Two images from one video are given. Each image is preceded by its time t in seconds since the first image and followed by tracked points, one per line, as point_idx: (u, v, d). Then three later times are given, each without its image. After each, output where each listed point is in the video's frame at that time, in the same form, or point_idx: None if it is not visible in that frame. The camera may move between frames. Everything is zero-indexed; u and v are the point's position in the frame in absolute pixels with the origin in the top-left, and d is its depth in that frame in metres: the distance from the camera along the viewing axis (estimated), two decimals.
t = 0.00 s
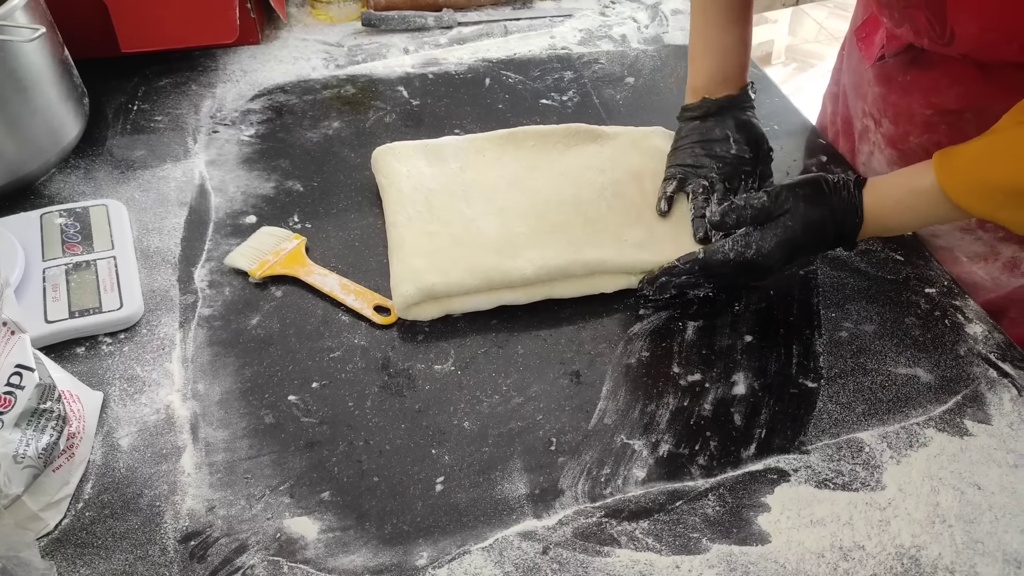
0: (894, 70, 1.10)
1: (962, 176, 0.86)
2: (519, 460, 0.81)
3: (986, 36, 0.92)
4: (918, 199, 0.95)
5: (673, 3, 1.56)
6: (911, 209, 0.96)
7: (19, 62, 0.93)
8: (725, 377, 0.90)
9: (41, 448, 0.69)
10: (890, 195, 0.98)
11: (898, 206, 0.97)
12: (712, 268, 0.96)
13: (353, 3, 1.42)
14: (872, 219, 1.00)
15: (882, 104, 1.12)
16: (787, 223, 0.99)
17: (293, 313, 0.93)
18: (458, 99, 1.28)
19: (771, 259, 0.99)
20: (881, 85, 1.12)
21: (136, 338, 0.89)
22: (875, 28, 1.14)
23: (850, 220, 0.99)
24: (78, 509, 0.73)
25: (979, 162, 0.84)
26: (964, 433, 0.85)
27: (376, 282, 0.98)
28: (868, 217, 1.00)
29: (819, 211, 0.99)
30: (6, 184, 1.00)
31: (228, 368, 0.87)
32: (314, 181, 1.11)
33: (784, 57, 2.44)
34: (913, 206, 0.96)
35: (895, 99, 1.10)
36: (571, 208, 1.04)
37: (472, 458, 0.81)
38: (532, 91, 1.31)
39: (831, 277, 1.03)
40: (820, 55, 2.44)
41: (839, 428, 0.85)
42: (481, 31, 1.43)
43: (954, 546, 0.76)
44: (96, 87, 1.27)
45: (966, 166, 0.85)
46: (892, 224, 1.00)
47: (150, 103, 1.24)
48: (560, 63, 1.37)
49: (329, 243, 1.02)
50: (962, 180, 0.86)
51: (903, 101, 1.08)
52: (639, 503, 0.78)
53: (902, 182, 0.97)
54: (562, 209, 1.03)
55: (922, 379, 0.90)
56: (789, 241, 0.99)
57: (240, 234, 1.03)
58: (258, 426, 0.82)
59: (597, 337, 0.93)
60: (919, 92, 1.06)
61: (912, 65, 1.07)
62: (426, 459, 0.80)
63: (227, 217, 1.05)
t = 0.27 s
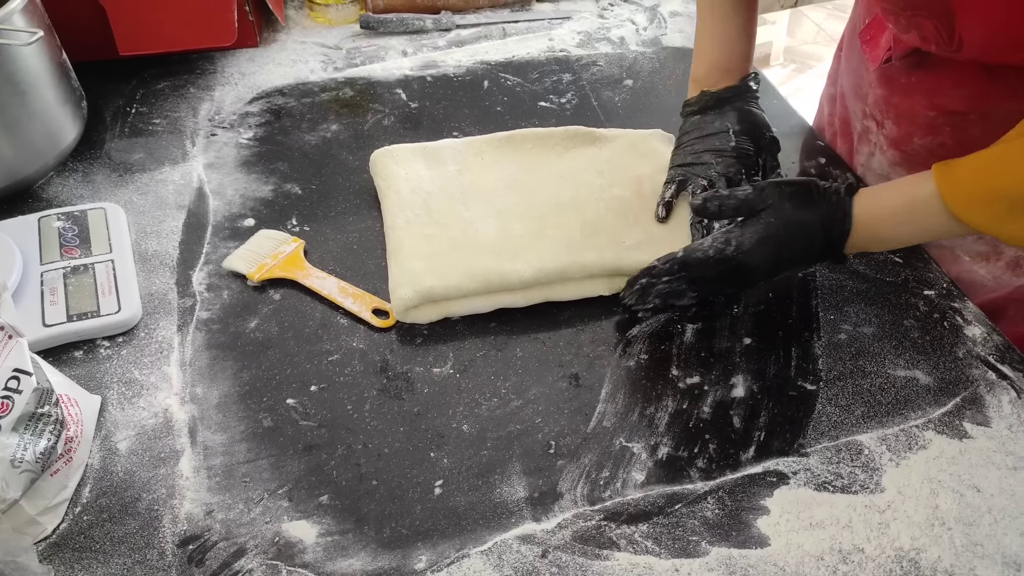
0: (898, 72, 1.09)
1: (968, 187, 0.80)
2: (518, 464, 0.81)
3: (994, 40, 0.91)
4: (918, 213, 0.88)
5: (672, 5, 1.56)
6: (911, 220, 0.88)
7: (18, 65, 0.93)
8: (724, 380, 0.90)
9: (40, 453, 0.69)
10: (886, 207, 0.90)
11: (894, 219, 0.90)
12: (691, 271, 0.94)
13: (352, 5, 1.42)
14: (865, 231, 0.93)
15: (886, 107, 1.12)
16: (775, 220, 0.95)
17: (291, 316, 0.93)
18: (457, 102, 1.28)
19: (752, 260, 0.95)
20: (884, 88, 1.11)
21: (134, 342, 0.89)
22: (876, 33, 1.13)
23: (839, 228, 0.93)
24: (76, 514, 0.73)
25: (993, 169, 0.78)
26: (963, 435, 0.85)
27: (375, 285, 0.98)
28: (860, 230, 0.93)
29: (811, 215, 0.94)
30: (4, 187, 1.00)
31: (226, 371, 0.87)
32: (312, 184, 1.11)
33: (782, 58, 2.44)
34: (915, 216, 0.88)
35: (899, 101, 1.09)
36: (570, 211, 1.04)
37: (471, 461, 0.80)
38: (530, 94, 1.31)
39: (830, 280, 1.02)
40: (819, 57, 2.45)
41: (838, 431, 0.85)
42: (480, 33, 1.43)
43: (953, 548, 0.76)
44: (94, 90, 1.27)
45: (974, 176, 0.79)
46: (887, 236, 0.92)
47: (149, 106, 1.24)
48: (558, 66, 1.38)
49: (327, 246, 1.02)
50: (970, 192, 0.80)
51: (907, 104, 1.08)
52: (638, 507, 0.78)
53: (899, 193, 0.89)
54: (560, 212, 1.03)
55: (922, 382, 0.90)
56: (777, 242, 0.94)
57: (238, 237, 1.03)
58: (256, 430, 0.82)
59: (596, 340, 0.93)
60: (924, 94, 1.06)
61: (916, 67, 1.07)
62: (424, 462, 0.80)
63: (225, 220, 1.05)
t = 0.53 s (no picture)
0: (890, 65, 1.10)
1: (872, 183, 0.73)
2: (520, 460, 0.81)
3: (968, 32, 0.89)
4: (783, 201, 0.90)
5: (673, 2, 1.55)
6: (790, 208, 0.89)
7: (17, 61, 0.92)
8: (726, 376, 0.90)
9: (41, 449, 0.69)
10: (774, 199, 0.91)
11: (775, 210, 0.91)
12: (608, 265, 0.93)
13: (352, 2, 1.42)
14: (762, 224, 0.93)
15: (882, 100, 1.12)
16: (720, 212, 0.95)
17: (293, 312, 0.93)
18: (458, 99, 1.28)
19: (663, 252, 0.94)
20: (880, 81, 1.12)
21: (135, 338, 0.89)
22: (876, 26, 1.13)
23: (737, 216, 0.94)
24: (78, 510, 0.73)
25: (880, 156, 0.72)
26: (966, 432, 0.85)
27: (376, 282, 0.98)
28: (758, 223, 0.94)
29: (709, 210, 0.95)
30: (5, 184, 1.00)
31: (228, 368, 0.87)
32: (313, 180, 1.11)
33: (783, 56, 2.44)
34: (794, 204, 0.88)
35: (893, 94, 1.10)
36: (572, 207, 1.04)
37: (473, 457, 0.80)
38: (531, 90, 1.31)
39: (832, 276, 1.02)
40: (820, 54, 2.44)
41: (840, 427, 0.85)
42: (481, 30, 1.43)
43: (956, 545, 0.76)
44: (94, 87, 1.26)
45: (874, 160, 0.72)
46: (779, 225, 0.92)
47: (149, 103, 1.24)
48: (559, 63, 1.37)
49: (329, 242, 1.02)
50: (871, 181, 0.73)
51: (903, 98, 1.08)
52: (640, 503, 0.78)
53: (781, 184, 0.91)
54: (561, 208, 1.03)
55: (924, 378, 0.90)
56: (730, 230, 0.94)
57: (240, 234, 1.02)
58: (258, 426, 0.82)
59: (598, 337, 0.93)
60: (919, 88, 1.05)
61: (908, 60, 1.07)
62: (426, 458, 0.80)
63: (226, 217, 1.05)
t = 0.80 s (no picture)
0: (881, 61, 1.06)
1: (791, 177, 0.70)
2: (521, 456, 0.80)
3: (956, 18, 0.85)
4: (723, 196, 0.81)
5: None
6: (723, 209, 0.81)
7: (18, 51, 0.92)
8: (729, 373, 0.89)
9: (42, 441, 0.68)
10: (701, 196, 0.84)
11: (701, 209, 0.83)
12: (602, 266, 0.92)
13: None
14: (685, 225, 0.85)
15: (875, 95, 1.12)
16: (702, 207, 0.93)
17: (294, 306, 0.93)
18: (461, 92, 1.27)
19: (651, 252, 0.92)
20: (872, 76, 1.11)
21: (136, 331, 0.88)
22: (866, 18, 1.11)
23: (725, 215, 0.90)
24: (79, 503, 0.73)
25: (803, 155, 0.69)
26: (969, 430, 0.85)
27: (378, 276, 0.98)
28: (682, 226, 0.85)
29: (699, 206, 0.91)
30: (6, 175, 1.00)
31: (229, 361, 0.87)
32: (315, 173, 1.11)
33: (786, 52, 2.43)
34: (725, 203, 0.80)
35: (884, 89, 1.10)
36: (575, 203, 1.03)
37: (474, 453, 0.80)
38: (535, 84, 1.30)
39: (835, 273, 1.02)
40: (824, 50, 2.43)
41: (843, 424, 0.85)
42: (484, 23, 1.42)
43: (958, 543, 0.76)
44: (95, 78, 1.26)
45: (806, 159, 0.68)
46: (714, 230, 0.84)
47: (151, 94, 1.23)
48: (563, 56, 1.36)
49: (331, 236, 1.02)
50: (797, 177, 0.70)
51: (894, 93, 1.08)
52: (642, 499, 0.77)
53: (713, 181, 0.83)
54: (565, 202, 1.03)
55: (927, 376, 0.90)
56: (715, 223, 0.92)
57: (241, 227, 1.02)
58: (259, 420, 0.81)
59: (600, 332, 0.93)
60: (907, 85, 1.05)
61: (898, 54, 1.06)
62: (427, 453, 0.80)
63: (228, 210, 1.04)
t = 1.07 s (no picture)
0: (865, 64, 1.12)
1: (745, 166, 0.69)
2: (523, 458, 0.80)
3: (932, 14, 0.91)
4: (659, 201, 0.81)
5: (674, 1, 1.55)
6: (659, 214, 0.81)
7: (18, 62, 0.92)
8: (729, 374, 0.89)
9: (43, 449, 0.69)
10: (635, 203, 0.84)
11: (636, 215, 0.84)
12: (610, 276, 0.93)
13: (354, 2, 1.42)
14: (621, 233, 0.86)
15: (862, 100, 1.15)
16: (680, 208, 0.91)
17: (295, 311, 0.93)
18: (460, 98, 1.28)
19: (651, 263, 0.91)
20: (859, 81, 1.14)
21: (137, 338, 0.88)
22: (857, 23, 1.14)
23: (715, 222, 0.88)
24: (80, 509, 0.73)
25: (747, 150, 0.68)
26: (970, 429, 0.85)
27: (378, 281, 0.98)
28: (620, 235, 0.86)
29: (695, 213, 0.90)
30: (7, 184, 1.00)
31: (230, 367, 0.87)
32: (315, 180, 1.11)
33: (783, 56, 2.44)
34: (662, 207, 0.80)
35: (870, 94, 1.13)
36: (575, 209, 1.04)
37: (476, 456, 0.80)
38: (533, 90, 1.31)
39: (834, 274, 1.02)
40: (821, 55, 2.44)
41: (843, 425, 0.85)
42: (482, 30, 1.43)
43: (961, 542, 0.76)
44: (95, 87, 1.26)
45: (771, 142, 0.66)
46: (643, 237, 0.84)
47: (151, 103, 1.24)
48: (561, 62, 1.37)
49: (330, 241, 1.02)
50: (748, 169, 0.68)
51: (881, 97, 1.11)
52: (643, 501, 0.77)
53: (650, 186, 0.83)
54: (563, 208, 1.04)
55: (927, 376, 0.90)
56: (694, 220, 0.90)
57: (242, 233, 1.02)
58: (261, 425, 0.81)
59: (600, 335, 0.93)
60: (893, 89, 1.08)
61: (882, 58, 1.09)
62: (429, 457, 0.80)
63: (228, 216, 1.05)
